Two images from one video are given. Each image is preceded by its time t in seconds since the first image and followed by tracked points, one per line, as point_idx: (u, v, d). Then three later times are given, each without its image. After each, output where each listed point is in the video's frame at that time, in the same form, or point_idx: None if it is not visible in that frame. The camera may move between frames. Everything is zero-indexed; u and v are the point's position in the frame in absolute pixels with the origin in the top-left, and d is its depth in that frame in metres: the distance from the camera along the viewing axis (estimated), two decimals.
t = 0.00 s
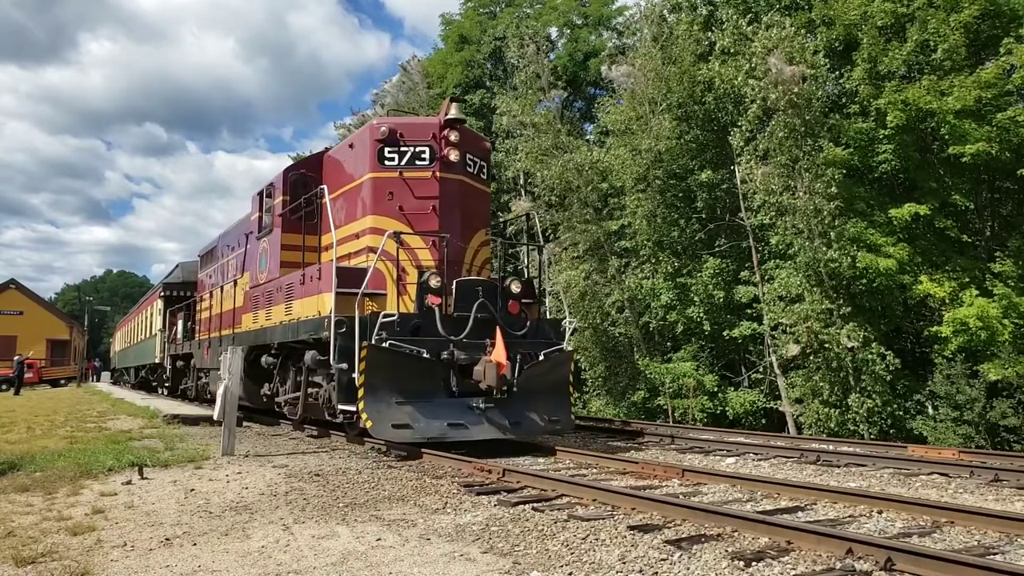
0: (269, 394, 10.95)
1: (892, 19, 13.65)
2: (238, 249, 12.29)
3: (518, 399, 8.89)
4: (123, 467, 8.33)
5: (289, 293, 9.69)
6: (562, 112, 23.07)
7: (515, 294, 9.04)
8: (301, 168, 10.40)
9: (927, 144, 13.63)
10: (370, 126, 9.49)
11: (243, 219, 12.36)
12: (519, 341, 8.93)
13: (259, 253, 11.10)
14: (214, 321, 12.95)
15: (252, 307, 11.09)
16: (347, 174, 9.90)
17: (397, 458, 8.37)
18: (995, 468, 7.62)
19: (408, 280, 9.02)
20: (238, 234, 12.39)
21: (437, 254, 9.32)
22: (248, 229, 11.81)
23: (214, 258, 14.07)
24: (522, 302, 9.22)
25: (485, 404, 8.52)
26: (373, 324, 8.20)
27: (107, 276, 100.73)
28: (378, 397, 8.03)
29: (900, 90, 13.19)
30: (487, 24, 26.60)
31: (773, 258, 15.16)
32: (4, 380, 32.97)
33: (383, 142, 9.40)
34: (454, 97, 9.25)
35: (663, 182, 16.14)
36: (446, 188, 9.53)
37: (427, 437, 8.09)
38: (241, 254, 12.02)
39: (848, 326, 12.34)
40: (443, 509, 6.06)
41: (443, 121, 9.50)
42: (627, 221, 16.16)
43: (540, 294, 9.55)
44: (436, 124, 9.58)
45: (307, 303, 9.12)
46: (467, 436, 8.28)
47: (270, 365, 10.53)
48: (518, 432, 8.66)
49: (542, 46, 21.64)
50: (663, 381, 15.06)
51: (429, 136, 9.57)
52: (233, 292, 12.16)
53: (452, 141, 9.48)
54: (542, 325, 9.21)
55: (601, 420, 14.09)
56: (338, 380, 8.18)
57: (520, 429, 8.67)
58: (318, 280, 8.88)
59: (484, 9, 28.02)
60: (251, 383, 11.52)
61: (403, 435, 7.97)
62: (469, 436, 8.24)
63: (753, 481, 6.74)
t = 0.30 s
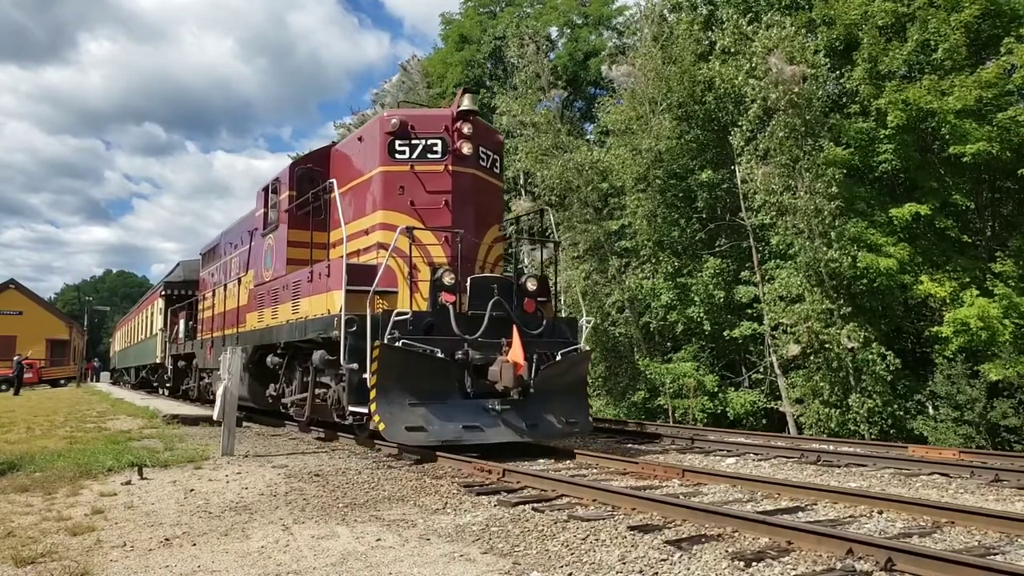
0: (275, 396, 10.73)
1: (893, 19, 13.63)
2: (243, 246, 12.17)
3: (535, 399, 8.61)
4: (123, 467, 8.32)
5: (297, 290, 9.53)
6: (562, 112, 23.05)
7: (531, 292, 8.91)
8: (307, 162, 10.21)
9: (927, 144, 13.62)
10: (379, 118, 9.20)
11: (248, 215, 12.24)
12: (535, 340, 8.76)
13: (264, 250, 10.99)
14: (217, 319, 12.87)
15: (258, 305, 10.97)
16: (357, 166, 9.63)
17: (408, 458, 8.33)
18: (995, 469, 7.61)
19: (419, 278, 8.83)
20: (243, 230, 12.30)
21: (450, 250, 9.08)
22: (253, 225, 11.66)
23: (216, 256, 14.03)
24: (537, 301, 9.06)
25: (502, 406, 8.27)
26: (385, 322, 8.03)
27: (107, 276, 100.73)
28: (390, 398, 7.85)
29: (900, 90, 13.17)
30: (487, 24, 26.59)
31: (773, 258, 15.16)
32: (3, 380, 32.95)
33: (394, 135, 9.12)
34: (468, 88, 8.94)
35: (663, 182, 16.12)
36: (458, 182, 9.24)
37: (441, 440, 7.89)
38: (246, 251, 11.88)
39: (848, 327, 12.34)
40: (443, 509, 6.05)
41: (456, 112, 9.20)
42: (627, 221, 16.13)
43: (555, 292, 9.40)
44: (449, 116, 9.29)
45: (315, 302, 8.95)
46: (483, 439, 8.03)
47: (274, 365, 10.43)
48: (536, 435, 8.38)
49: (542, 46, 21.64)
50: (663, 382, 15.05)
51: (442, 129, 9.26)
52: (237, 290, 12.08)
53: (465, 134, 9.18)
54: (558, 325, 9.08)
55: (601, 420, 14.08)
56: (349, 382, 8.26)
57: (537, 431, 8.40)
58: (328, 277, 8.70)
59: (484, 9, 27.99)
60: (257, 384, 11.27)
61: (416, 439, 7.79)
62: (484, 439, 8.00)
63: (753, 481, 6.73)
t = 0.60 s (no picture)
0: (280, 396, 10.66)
1: (893, 19, 13.62)
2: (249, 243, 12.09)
3: (552, 402, 8.42)
4: (123, 467, 8.32)
5: (306, 288, 9.41)
6: (562, 112, 23.06)
7: (550, 290, 8.60)
8: (315, 157, 10.07)
9: (927, 144, 13.62)
10: (391, 110, 9.01)
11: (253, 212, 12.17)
12: (552, 339, 8.49)
13: (271, 247, 10.87)
14: (222, 318, 12.84)
15: (264, 304, 10.89)
16: (368, 160, 9.44)
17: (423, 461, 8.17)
18: (995, 468, 7.61)
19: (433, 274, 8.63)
20: (248, 227, 12.23)
21: (463, 246, 8.87)
22: (259, 222, 11.55)
23: (220, 255, 13.95)
24: (556, 299, 8.75)
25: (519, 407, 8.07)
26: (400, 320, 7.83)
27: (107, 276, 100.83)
28: (404, 399, 7.65)
29: (900, 90, 13.17)
30: (487, 24, 26.60)
31: (773, 258, 15.16)
32: (4, 380, 32.95)
33: (406, 127, 8.94)
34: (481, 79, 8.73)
35: (663, 182, 16.10)
36: (473, 175, 9.04)
37: (458, 442, 7.63)
38: (252, 248, 11.80)
39: (848, 326, 12.36)
40: (443, 509, 6.06)
41: (470, 104, 9.00)
42: (627, 221, 16.13)
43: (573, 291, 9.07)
44: (463, 108, 9.08)
45: (326, 300, 8.82)
46: (500, 440, 7.82)
47: (281, 365, 10.36)
48: (554, 437, 8.17)
49: (542, 46, 21.65)
50: (663, 382, 15.05)
51: (455, 121, 9.06)
52: (243, 288, 12.02)
53: (479, 126, 8.96)
54: (575, 323, 8.85)
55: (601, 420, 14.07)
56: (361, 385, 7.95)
57: (556, 433, 8.19)
58: (339, 274, 8.56)
59: (484, 9, 27.98)
60: (263, 385, 11.14)
61: (432, 441, 7.57)
62: (502, 440, 7.78)
63: (753, 481, 6.73)
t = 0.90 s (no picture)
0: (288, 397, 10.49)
1: (893, 19, 13.63)
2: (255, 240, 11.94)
3: (573, 403, 8.14)
4: (123, 467, 8.32)
5: (316, 286, 9.21)
6: (562, 112, 23.06)
7: (568, 287, 8.41)
8: (324, 150, 9.82)
9: (927, 144, 13.62)
10: (404, 100, 8.73)
11: (259, 208, 12.01)
12: (573, 338, 8.23)
13: (278, 243, 10.74)
14: (227, 316, 12.73)
15: (272, 302, 10.73)
16: (380, 153, 9.16)
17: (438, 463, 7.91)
18: (995, 469, 7.61)
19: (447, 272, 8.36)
20: (254, 223, 12.08)
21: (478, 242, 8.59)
22: (266, 218, 11.43)
23: (224, 253, 13.89)
24: (575, 296, 8.55)
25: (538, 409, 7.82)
26: (415, 319, 7.53)
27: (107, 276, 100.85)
28: (419, 400, 7.41)
29: (900, 90, 13.17)
30: (487, 24, 26.61)
31: (773, 258, 15.16)
32: (4, 380, 32.96)
33: (419, 118, 8.65)
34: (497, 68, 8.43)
35: (663, 182, 16.09)
36: (488, 169, 8.74)
37: (475, 445, 7.38)
38: (259, 245, 11.65)
39: (848, 326, 12.39)
40: (443, 509, 6.05)
41: (486, 95, 8.70)
42: (628, 221, 16.13)
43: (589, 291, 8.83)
44: (478, 99, 8.78)
45: (337, 297, 8.60)
46: (519, 444, 7.56)
47: (287, 365, 10.22)
48: (574, 440, 7.91)
49: (542, 46, 21.66)
50: (663, 381, 15.05)
51: (470, 112, 8.76)
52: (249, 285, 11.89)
53: (495, 117, 8.66)
54: (595, 322, 8.53)
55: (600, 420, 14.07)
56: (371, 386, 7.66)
57: (576, 436, 7.94)
58: (350, 271, 8.33)
59: (484, 9, 27.97)
60: (269, 386, 10.99)
61: (449, 444, 7.31)
62: (520, 444, 7.52)
63: (753, 481, 6.73)
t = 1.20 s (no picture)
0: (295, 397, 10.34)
1: (893, 19, 13.63)
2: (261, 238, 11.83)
3: (594, 405, 7.94)
4: (123, 467, 8.32)
5: (324, 283, 9.05)
6: (562, 112, 23.06)
7: (587, 284, 8.32)
8: (333, 143, 9.70)
9: (927, 144, 13.62)
10: (418, 91, 8.60)
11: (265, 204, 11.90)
12: (593, 337, 8.10)
13: (284, 240, 10.62)
14: (232, 314, 12.63)
15: (278, 300, 10.60)
16: (393, 145, 9.03)
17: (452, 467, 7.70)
18: (995, 469, 7.61)
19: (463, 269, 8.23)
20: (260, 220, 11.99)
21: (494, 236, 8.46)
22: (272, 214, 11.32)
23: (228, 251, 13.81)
24: (593, 294, 8.47)
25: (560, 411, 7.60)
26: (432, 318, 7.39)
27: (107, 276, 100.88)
28: (436, 402, 7.17)
29: (900, 90, 13.16)
30: (487, 24, 26.60)
31: (773, 258, 15.16)
32: (4, 380, 32.95)
33: (434, 109, 8.53)
34: (515, 57, 8.31)
35: (663, 182, 16.08)
36: (504, 161, 8.62)
37: (495, 448, 7.14)
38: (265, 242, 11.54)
39: (848, 326, 12.41)
40: (443, 509, 6.06)
41: (502, 85, 8.58)
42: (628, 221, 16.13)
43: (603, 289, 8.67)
44: (494, 89, 8.66)
45: (347, 294, 8.45)
46: (540, 447, 7.32)
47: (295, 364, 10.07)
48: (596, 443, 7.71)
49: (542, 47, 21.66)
50: (663, 381, 15.04)
51: (486, 102, 8.64)
52: (255, 283, 11.79)
53: (512, 108, 8.54)
54: (615, 321, 8.43)
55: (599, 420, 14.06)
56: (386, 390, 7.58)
57: (598, 439, 7.72)
58: (362, 267, 8.18)
59: (484, 9, 27.96)
60: (275, 387, 10.86)
61: (469, 447, 7.07)
62: (542, 447, 7.28)
63: (753, 481, 6.73)
